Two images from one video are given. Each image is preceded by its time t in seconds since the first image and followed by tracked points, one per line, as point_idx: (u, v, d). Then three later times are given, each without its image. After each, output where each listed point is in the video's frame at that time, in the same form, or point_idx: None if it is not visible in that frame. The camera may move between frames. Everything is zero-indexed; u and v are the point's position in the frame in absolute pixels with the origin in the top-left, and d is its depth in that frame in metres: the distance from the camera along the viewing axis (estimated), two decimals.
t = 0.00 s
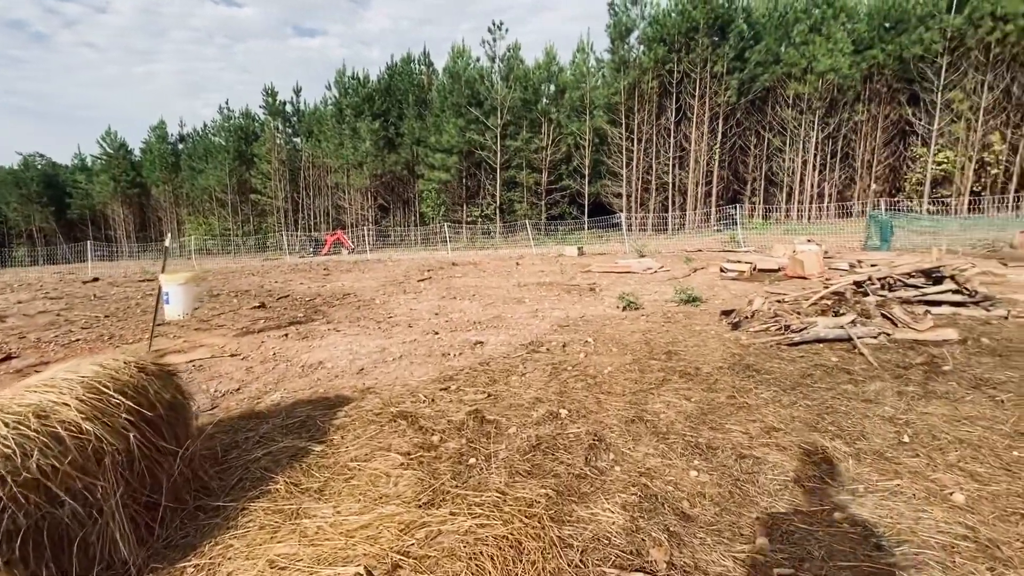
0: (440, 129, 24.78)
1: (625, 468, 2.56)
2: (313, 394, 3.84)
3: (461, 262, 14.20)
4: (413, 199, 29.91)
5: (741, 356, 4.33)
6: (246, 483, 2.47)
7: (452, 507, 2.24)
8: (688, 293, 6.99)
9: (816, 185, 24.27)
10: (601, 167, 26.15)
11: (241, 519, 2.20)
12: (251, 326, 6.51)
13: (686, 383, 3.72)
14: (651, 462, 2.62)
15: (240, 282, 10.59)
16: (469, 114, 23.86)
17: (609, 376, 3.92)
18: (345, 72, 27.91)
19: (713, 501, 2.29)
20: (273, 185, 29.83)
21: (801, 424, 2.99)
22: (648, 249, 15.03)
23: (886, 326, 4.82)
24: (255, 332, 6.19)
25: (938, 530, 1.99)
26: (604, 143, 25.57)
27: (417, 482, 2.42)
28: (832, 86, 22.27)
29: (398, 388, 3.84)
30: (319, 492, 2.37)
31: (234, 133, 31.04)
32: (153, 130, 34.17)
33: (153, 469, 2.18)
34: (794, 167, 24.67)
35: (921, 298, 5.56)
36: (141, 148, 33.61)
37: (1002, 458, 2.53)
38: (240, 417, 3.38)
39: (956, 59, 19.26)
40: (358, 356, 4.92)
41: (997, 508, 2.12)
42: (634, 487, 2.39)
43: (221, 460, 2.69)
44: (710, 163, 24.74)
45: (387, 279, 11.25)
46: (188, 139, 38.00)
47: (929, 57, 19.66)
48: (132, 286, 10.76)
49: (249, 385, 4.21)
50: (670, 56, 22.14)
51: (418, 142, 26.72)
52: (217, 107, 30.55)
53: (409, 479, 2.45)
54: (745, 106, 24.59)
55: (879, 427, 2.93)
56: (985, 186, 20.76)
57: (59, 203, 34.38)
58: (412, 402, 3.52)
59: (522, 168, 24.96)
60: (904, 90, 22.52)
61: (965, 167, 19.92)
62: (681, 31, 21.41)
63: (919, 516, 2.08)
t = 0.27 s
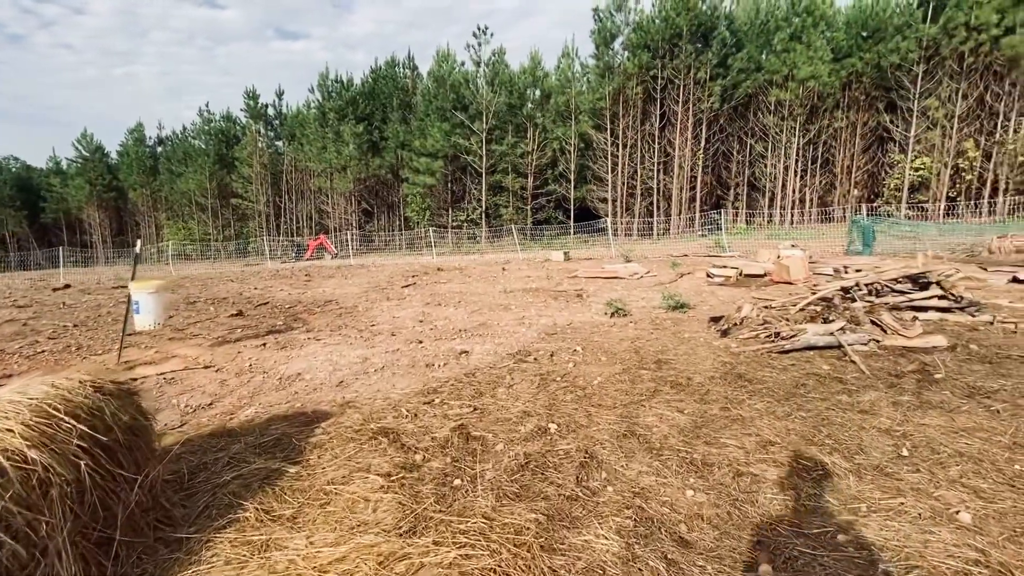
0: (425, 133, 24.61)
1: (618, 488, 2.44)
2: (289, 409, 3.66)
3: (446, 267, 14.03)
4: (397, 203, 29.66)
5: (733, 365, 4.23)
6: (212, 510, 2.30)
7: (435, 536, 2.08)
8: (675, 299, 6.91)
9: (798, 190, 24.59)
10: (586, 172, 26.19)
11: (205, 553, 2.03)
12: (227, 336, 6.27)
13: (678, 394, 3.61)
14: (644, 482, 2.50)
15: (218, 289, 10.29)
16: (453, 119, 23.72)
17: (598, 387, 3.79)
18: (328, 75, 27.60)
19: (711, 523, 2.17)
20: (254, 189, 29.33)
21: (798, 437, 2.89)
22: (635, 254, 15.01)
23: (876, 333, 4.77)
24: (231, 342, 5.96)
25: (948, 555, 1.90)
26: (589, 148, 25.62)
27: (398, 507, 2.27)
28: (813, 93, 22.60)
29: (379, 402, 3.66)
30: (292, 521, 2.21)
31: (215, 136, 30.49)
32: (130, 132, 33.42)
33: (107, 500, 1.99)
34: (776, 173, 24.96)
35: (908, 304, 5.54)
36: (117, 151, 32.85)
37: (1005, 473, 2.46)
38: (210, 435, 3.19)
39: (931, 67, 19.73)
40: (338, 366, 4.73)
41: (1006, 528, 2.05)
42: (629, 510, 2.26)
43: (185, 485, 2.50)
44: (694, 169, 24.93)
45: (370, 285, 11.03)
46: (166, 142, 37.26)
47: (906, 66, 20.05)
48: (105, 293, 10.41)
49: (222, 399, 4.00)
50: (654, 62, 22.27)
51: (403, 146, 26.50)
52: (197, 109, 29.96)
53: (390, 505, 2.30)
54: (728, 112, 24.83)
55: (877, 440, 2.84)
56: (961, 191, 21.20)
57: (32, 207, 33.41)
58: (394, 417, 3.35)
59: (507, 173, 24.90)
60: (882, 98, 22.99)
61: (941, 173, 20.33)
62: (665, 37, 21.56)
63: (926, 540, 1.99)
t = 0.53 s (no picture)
0: (413, 139, 24.44)
1: (617, 518, 2.25)
2: (263, 429, 3.42)
3: (434, 275, 13.81)
4: (385, 210, 29.38)
5: (731, 377, 4.08)
6: (168, 550, 2.09)
7: None
8: (668, 308, 6.77)
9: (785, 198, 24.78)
10: (575, 180, 26.16)
11: None
12: (203, 348, 6.00)
13: (676, 410, 3.43)
14: (645, 510, 2.31)
15: (198, 298, 9.97)
16: (442, 125, 23.57)
17: (592, 403, 3.60)
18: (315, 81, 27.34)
19: (719, 558, 1.99)
20: (239, 196, 28.87)
21: (805, 458, 2.73)
22: (625, 261, 14.93)
23: (875, 343, 4.65)
24: (207, 354, 5.69)
25: None
26: (578, 155, 25.60)
27: (376, 545, 2.06)
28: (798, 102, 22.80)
29: (360, 421, 3.44)
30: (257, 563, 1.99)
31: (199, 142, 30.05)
32: (111, 138, 32.81)
33: (44, 546, 1.76)
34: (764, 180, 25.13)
35: (904, 313, 5.45)
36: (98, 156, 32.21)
37: None
38: (174, 460, 2.94)
39: (912, 77, 19.95)
40: (318, 381, 4.50)
41: None
42: (629, 544, 2.07)
43: (140, 521, 2.27)
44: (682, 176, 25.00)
45: (356, 293, 10.78)
46: (149, 147, 36.66)
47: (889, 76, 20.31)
48: (80, 303, 10.03)
49: (193, 418, 3.75)
50: (642, 71, 22.34)
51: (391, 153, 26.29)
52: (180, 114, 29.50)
53: (367, 542, 2.09)
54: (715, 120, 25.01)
55: (888, 460, 2.69)
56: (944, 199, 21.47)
57: (9, 213, 32.58)
58: (375, 438, 3.13)
59: (496, 180, 24.80)
60: (865, 107, 23.31)
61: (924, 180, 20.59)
62: (652, 46, 21.67)
63: None
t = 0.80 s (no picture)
0: (406, 152, 24.34)
1: (619, 571, 2.04)
2: (236, 462, 3.18)
3: (427, 289, 13.59)
4: (378, 223, 29.20)
5: (734, 402, 3.88)
6: None
7: None
8: (665, 325, 6.59)
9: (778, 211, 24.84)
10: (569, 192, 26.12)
11: None
12: (181, 368, 5.74)
13: (678, 439, 3.23)
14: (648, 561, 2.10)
15: (182, 313, 9.69)
16: (435, 138, 23.49)
17: (589, 431, 3.39)
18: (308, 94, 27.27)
19: None
20: (230, 208, 28.58)
21: (820, 496, 2.54)
22: (619, 274, 14.79)
23: (880, 364, 4.48)
24: (185, 376, 5.43)
25: None
26: (572, 168, 25.59)
27: None
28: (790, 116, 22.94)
29: (340, 452, 3.21)
30: None
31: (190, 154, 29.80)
32: (102, 149, 32.52)
33: None
34: (756, 193, 25.18)
35: (907, 331, 5.30)
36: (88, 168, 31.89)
37: None
38: (135, 501, 2.71)
39: (901, 93, 20.10)
40: (299, 406, 4.26)
41: None
42: None
43: None
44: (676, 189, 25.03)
45: (346, 308, 10.54)
46: (140, 159, 36.38)
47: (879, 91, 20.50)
48: (59, 319, 9.71)
49: (162, 448, 3.51)
50: (634, 85, 22.41)
51: (384, 165, 26.16)
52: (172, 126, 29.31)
53: None
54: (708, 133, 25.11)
55: (908, 498, 2.50)
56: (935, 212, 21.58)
57: None
58: (355, 473, 2.91)
59: (490, 192, 24.70)
60: (855, 122, 23.51)
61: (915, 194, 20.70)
62: (645, 60, 21.76)
63: None
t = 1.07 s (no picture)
0: (405, 171, 24.41)
1: None
2: (217, 502, 3.02)
3: (424, 309, 13.45)
4: (375, 241, 29.16)
5: (740, 435, 3.73)
6: None
7: None
8: (665, 349, 6.45)
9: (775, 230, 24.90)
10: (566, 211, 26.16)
11: None
12: (168, 395, 5.56)
13: (683, 478, 3.08)
14: None
15: (174, 335, 9.52)
16: (433, 157, 23.55)
17: (589, 468, 3.24)
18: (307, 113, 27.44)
19: None
20: (227, 226, 28.53)
21: (836, 545, 2.38)
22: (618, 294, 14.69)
23: (889, 394, 4.35)
24: (171, 403, 5.26)
25: None
26: (570, 187, 25.66)
27: None
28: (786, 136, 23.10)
29: (328, 492, 3.05)
30: None
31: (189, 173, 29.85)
32: (100, 168, 32.57)
33: None
34: (754, 212, 25.25)
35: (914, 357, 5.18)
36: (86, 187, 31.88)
37: None
38: (105, 551, 2.54)
39: (895, 114, 20.25)
40: (287, 437, 4.09)
41: None
42: None
43: None
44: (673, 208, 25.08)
45: (341, 329, 10.38)
46: (139, 177, 36.45)
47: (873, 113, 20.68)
48: (48, 340, 9.52)
49: (141, 486, 3.34)
50: (631, 105, 22.58)
51: (382, 184, 26.20)
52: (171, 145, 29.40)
53: None
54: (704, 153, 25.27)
55: (930, 548, 2.35)
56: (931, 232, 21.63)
57: None
58: (342, 517, 2.74)
59: (488, 211, 24.73)
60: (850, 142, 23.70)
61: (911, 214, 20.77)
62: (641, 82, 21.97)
63: None
